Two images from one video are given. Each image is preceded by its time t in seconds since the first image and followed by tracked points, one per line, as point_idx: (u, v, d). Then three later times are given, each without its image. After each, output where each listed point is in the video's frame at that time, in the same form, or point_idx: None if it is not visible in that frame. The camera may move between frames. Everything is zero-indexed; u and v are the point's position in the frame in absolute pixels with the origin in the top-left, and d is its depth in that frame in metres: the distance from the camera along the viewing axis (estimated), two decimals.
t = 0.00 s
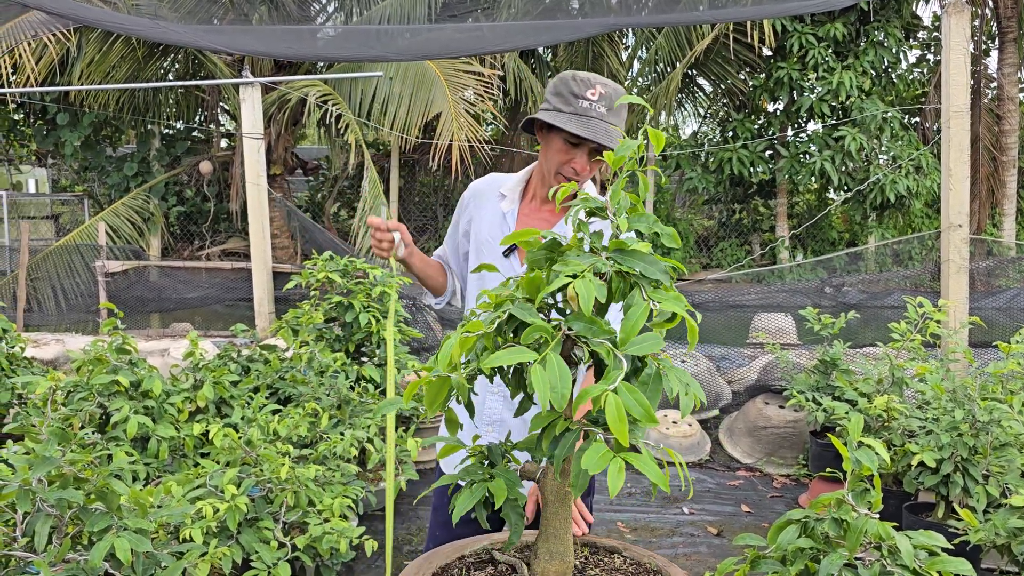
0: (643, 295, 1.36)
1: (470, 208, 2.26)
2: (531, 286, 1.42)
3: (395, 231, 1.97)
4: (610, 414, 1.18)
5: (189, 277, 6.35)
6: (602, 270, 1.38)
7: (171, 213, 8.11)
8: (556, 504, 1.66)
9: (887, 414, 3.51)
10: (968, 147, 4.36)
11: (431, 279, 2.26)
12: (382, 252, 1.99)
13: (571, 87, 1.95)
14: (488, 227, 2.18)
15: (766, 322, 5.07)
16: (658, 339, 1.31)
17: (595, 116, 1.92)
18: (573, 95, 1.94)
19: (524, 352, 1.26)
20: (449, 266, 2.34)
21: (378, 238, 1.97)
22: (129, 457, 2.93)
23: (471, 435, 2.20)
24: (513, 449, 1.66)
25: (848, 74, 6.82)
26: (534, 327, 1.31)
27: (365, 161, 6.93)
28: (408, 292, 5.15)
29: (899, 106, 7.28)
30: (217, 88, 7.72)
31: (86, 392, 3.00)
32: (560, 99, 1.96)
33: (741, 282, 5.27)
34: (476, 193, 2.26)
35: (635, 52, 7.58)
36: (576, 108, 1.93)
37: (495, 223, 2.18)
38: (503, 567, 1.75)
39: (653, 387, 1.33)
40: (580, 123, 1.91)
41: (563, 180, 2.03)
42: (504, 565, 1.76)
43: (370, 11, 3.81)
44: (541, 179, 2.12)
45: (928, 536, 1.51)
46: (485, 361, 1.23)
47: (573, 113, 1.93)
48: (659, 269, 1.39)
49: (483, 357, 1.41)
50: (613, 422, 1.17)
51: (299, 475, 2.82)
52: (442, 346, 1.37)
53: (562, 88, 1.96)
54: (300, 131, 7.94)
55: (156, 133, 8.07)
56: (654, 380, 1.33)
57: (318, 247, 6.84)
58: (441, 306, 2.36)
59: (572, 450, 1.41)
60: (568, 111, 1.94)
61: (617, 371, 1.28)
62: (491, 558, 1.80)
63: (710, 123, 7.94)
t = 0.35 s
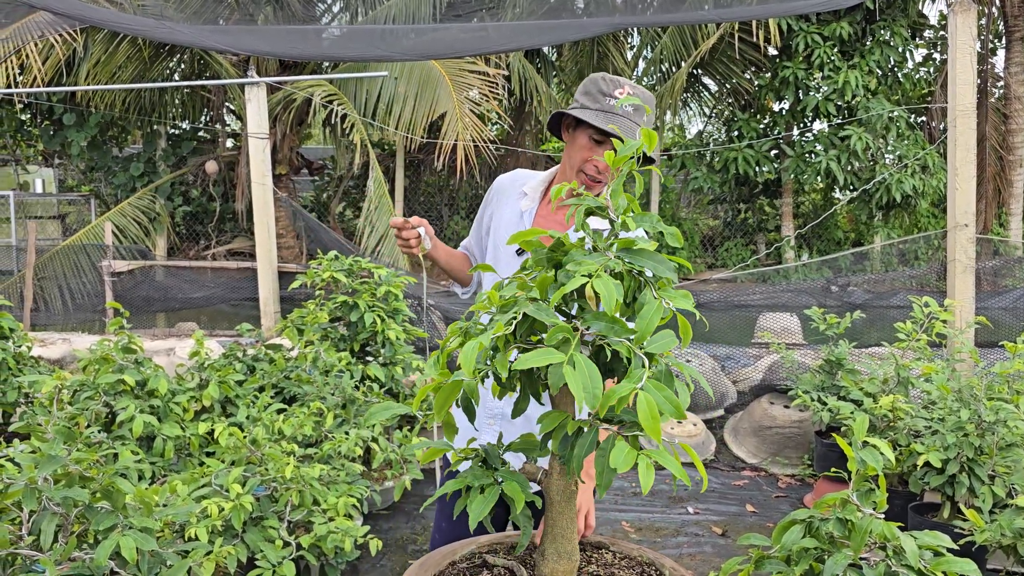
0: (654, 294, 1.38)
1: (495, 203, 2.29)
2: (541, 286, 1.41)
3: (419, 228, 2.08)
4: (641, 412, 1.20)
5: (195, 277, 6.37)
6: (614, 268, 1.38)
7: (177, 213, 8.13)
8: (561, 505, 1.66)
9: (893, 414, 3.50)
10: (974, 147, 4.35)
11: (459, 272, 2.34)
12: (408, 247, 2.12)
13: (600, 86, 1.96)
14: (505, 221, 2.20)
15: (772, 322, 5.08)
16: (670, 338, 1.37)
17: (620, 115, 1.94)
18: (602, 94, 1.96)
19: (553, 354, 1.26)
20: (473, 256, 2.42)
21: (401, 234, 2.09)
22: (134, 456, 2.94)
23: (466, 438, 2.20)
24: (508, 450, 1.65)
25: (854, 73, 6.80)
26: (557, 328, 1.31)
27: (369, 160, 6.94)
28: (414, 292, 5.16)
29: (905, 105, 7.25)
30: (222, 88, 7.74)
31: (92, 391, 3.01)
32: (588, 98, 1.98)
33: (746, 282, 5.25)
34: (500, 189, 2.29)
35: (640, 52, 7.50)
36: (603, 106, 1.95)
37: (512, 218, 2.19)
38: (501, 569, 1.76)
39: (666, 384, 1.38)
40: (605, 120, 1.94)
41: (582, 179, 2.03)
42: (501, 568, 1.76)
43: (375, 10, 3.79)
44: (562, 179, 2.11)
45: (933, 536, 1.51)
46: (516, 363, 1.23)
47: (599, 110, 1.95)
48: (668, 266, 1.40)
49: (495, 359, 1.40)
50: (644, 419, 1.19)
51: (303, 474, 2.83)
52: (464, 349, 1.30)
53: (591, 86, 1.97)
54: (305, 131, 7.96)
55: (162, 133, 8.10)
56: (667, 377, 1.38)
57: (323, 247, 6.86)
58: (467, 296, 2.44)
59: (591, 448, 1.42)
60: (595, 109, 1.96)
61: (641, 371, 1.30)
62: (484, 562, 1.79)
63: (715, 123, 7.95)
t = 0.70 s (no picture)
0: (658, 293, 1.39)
1: (507, 197, 2.31)
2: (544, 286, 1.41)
3: (426, 216, 2.12)
4: (653, 409, 1.20)
5: (199, 277, 6.38)
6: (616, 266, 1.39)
7: (181, 213, 8.15)
8: (563, 505, 1.67)
9: (897, 414, 3.49)
10: (979, 146, 4.34)
11: (466, 258, 2.38)
12: (415, 236, 2.16)
13: (616, 91, 1.97)
14: (514, 219, 2.22)
15: (775, 321, 5.05)
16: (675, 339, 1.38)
17: (635, 122, 1.94)
18: (616, 99, 1.97)
19: (563, 354, 1.26)
20: (485, 249, 2.44)
21: (408, 221, 2.13)
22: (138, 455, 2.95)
23: (466, 439, 2.20)
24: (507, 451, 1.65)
25: (858, 73, 6.81)
26: (565, 328, 1.31)
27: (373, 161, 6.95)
28: (417, 292, 5.17)
29: (909, 105, 7.24)
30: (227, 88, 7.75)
31: (97, 390, 3.02)
32: (603, 103, 1.98)
33: (750, 281, 5.24)
34: (513, 185, 2.30)
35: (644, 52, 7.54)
36: (618, 112, 1.95)
37: (521, 216, 2.21)
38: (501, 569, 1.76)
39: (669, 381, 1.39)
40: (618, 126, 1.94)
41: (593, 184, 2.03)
42: (500, 568, 1.77)
43: (379, 11, 3.82)
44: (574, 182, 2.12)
45: (937, 536, 1.51)
46: (526, 364, 1.23)
47: (613, 116, 1.96)
48: (672, 265, 1.41)
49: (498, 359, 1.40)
50: (656, 416, 1.19)
51: (306, 473, 2.83)
52: (472, 349, 1.29)
53: (607, 92, 1.98)
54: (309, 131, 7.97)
55: (167, 134, 8.13)
56: (673, 376, 1.39)
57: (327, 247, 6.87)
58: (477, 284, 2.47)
59: (599, 447, 1.42)
60: (609, 115, 1.97)
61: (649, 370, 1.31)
62: (482, 563, 1.80)
63: (719, 122, 7.94)
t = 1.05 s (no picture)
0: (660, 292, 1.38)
1: (507, 196, 2.31)
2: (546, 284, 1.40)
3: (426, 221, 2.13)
4: (654, 410, 1.20)
5: (202, 276, 6.39)
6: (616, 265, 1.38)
7: (183, 212, 8.15)
8: (564, 503, 1.66)
9: (900, 414, 3.47)
10: (983, 145, 4.32)
11: (465, 260, 2.37)
12: (415, 241, 2.17)
13: (612, 95, 1.97)
14: (515, 220, 2.22)
15: (778, 322, 5.08)
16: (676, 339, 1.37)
17: (633, 126, 1.93)
18: (613, 103, 1.96)
19: (563, 352, 1.25)
20: (483, 248, 2.44)
21: (408, 227, 2.14)
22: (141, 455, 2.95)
23: (467, 438, 2.23)
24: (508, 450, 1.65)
25: (861, 72, 6.80)
26: (566, 326, 1.31)
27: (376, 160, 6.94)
28: (419, 291, 5.17)
29: (912, 104, 7.21)
30: (229, 87, 7.75)
31: (99, 389, 3.01)
32: (600, 108, 1.99)
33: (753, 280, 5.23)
34: (512, 183, 2.30)
35: (646, 50, 7.65)
36: (617, 118, 1.94)
37: (522, 215, 2.21)
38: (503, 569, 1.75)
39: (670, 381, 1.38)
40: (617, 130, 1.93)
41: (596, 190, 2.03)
42: (502, 568, 1.76)
43: (382, 11, 3.83)
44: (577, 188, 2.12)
45: (941, 535, 1.50)
46: (526, 362, 1.22)
47: (612, 121, 1.95)
48: (673, 263, 1.40)
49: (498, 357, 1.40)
50: (658, 415, 1.19)
51: (308, 472, 2.82)
52: (472, 348, 1.28)
53: (604, 96, 1.98)
54: (312, 131, 7.97)
55: (170, 133, 8.14)
56: (674, 375, 1.38)
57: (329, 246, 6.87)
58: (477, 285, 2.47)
59: (601, 446, 1.42)
60: (607, 120, 1.96)
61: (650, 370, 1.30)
62: (483, 563, 1.79)
63: (722, 122, 7.90)
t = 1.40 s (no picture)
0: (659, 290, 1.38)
1: (505, 198, 2.32)
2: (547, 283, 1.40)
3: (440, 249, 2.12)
4: (659, 407, 1.20)
5: (203, 276, 6.39)
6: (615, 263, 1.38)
7: (184, 212, 8.15)
8: (564, 502, 1.66)
9: (900, 413, 3.47)
10: (984, 145, 4.31)
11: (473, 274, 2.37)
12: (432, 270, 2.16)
13: (611, 92, 1.97)
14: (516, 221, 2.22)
15: (778, 320, 5.06)
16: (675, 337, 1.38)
17: (632, 122, 1.93)
18: (612, 100, 1.97)
19: (568, 351, 1.25)
20: (484, 253, 2.44)
21: (426, 260, 2.12)
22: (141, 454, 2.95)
23: (466, 438, 2.25)
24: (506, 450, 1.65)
25: (862, 72, 6.81)
26: (569, 324, 1.31)
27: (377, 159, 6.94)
28: (420, 291, 5.17)
29: (912, 104, 7.21)
30: (230, 87, 7.75)
31: (100, 388, 3.01)
32: (600, 105, 1.99)
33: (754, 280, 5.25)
34: (509, 185, 2.31)
35: (647, 51, 7.61)
36: (616, 114, 1.95)
37: (522, 217, 2.21)
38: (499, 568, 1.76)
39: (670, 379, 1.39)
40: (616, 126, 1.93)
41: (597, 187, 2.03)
42: (498, 568, 1.76)
43: (382, 10, 3.81)
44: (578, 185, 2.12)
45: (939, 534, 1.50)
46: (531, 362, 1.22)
47: (611, 118, 1.96)
48: (671, 261, 1.40)
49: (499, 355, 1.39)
50: (663, 413, 1.19)
51: (308, 471, 2.83)
52: (476, 347, 1.28)
53: (603, 93, 1.98)
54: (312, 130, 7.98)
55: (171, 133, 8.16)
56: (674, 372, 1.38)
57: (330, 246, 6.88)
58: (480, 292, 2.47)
59: (602, 445, 1.42)
60: (606, 116, 1.97)
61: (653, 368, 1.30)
62: (479, 563, 1.79)
63: (723, 122, 7.88)
